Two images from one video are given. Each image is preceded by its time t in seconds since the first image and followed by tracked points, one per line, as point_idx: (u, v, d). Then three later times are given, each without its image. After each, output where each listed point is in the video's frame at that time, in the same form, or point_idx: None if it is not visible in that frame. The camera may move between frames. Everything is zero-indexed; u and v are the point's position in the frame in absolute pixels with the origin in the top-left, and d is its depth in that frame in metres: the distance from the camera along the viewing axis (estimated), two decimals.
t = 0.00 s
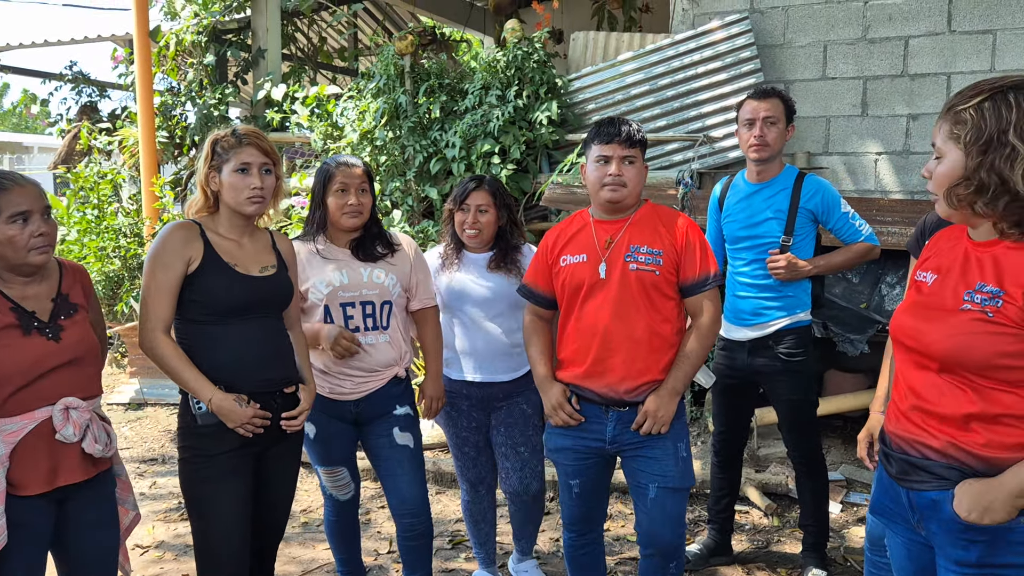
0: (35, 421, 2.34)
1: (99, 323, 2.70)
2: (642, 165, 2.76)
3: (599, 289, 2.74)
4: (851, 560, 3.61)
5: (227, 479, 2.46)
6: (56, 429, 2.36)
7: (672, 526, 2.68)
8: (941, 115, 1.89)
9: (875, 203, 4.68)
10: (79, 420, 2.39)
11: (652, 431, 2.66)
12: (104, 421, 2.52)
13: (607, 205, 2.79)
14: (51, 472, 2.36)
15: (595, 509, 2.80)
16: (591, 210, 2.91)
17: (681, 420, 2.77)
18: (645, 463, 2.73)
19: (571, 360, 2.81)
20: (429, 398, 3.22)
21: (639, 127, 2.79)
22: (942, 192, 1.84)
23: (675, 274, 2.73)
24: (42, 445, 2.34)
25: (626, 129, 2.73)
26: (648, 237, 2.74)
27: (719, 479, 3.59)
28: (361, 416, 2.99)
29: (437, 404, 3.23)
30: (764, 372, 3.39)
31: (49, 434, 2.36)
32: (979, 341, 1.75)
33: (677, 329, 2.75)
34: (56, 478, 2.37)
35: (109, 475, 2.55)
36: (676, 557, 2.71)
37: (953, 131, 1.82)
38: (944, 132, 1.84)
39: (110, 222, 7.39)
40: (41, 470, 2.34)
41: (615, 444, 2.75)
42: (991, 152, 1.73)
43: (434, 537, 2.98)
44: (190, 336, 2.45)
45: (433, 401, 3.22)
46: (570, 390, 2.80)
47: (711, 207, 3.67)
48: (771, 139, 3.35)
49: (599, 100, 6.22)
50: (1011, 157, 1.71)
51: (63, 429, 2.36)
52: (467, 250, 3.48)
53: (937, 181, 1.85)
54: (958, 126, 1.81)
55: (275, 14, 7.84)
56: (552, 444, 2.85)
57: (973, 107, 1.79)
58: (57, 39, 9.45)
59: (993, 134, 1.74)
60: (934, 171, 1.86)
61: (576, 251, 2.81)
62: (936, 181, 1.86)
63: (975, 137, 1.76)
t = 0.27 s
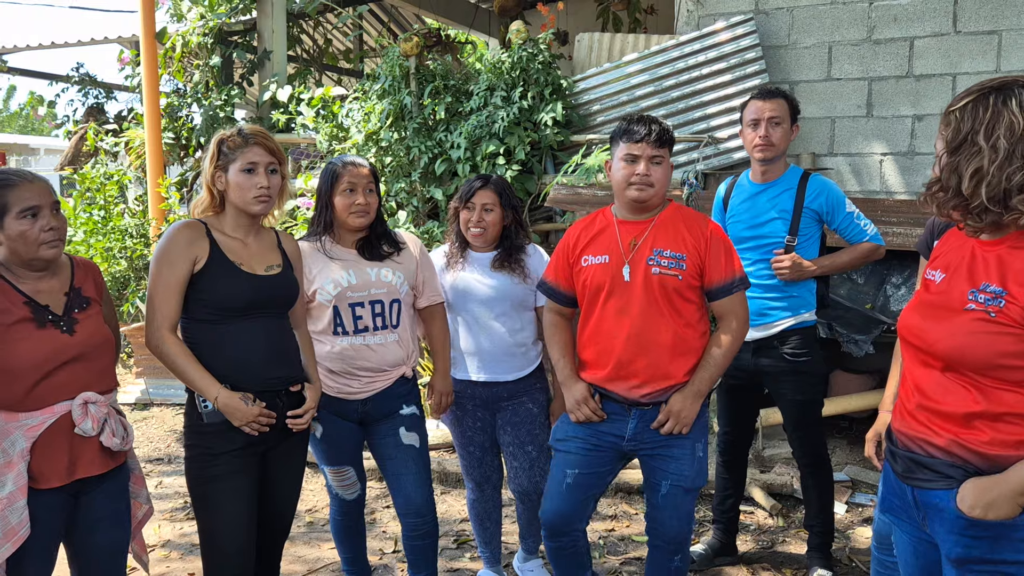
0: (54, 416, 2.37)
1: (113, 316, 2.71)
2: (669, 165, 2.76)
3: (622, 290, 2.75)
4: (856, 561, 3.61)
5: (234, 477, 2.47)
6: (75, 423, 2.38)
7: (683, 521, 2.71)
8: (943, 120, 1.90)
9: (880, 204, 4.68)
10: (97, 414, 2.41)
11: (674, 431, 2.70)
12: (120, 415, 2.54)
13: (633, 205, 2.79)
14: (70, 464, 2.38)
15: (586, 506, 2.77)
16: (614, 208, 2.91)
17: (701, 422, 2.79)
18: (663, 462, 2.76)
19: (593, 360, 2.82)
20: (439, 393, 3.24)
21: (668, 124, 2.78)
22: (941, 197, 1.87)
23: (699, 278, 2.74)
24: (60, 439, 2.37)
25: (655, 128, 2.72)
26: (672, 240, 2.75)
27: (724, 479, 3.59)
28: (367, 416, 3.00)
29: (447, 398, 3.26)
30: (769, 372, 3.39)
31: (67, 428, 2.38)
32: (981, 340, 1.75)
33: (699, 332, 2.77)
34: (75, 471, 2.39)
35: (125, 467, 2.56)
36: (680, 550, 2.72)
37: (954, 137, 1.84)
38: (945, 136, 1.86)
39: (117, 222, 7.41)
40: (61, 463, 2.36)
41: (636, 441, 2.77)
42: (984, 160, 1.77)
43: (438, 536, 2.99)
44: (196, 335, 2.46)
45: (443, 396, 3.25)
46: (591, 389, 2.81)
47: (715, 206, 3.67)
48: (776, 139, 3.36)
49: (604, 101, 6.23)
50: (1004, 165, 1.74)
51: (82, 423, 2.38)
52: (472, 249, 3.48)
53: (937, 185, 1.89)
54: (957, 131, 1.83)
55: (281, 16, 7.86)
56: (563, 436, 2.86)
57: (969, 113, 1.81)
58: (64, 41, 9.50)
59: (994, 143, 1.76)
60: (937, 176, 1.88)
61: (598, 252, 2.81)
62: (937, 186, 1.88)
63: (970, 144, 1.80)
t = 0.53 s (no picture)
0: (76, 413, 2.37)
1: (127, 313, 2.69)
2: (681, 158, 2.76)
3: (635, 284, 2.74)
4: (861, 562, 3.60)
5: (239, 477, 2.47)
6: (96, 420, 2.39)
7: (685, 511, 2.77)
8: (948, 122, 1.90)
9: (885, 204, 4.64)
10: (118, 410, 2.42)
11: (685, 428, 2.70)
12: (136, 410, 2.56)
13: (645, 199, 2.81)
14: (91, 460, 2.39)
15: (598, 510, 2.76)
16: (627, 202, 2.91)
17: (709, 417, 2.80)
18: (668, 458, 2.77)
19: (603, 353, 2.82)
20: (449, 395, 3.26)
21: (682, 118, 2.78)
22: (948, 198, 1.87)
23: (711, 275, 2.75)
24: (82, 435, 2.37)
25: (665, 120, 2.72)
26: (686, 236, 2.75)
27: (729, 480, 3.59)
28: (372, 416, 3.01)
29: (458, 400, 3.27)
30: (774, 372, 3.39)
31: (88, 424, 2.39)
32: (985, 342, 1.75)
33: (710, 329, 2.77)
34: (96, 467, 2.40)
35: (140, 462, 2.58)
36: (680, 536, 2.81)
37: (960, 137, 1.83)
38: (952, 136, 1.86)
39: (123, 223, 7.43)
40: (82, 460, 2.37)
41: (645, 436, 2.77)
42: (991, 160, 1.76)
43: (443, 536, 3.00)
44: (202, 335, 2.46)
45: (453, 398, 3.26)
46: (601, 383, 2.81)
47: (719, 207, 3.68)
48: (781, 140, 3.35)
49: (608, 101, 6.23)
50: (1012, 165, 1.74)
51: (103, 420, 2.39)
52: (476, 250, 3.48)
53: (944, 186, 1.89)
54: (962, 132, 1.83)
55: (286, 17, 7.88)
56: (575, 433, 2.86)
57: (974, 114, 1.81)
58: (70, 43, 9.54)
59: (1001, 142, 1.75)
60: (945, 176, 1.88)
61: (611, 244, 2.81)
62: (945, 187, 1.88)
63: (976, 144, 1.79)
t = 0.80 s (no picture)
0: (85, 412, 2.38)
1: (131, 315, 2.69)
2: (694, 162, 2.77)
3: (641, 285, 2.74)
4: (864, 563, 3.59)
5: (242, 478, 2.47)
6: (105, 418, 2.41)
7: (688, 511, 2.77)
8: (956, 125, 1.89)
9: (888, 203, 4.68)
10: (125, 408, 2.44)
11: (689, 430, 2.70)
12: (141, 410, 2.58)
13: (657, 202, 2.80)
14: (100, 459, 2.41)
15: (603, 513, 2.77)
16: (634, 203, 2.90)
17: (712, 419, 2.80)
18: (670, 460, 2.77)
19: (608, 356, 2.81)
20: (446, 397, 3.26)
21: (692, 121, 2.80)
22: (959, 202, 1.86)
23: (717, 278, 2.75)
24: (91, 434, 2.38)
25: (679, 124, 2.72)
26: (693, 239, 2.75)
27: (732, 481, 3.58)
28: (374, 417, 3.01)
29: (453, 402, 3.27)
30: (777, 373, 3.38)
31: (96, 423, 2.40)
32: (991, 347, 1.74)
33: (715, 332, 2.77)
34: (105, 464, 2.42)
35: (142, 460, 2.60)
36: (682, 534, 2.80)
37: (969, 140, 1.83)
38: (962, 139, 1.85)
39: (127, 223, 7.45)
40: (91, 459, 2.39)
41: (649, 439, 2.76)
42: (1003, 163, 1.75)
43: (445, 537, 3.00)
44: (205, 336, 2.47)
45: (450, 400, 3.27)
46: (605, 386, 2.81)
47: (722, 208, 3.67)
48: (785, 141, 3.35)
49: (612, 102, 6.23)
50: None
51: (111, 417, 2.41)
52: (481, 251, 3.47)
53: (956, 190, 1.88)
54: (972, 136, 1.82)
55: (290, 18, 7.89)
56: (578, 437, 2.85)
57: (984, 116, 1.80)
58: (75, 43, 9.56)
59: (1014, 145, 1.75)
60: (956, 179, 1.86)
61: (618, 245, 2.80)
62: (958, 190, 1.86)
63: (986, 147, 1.79)
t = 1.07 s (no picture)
0: (78, 421, 2.34)
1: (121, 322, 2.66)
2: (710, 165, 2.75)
3: (647, 288, 2.69)
4: (871, 569, 3.54)
5: (237, 484, 2.43)
6: (97, 427, 2.37)
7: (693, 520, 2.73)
8: (971, 124, 1.83)
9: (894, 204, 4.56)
10: (119, 418, 2.41)
11: (693, 438, 2.65)
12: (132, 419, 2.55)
13: (670, 205, 2.74)
14: (92, 469, 2.37)
15: (608, 523, 2.73)
16: (642, 205, 2.85)
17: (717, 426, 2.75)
18: (674, 466, 2.72)
19: (612, 360, 2.77)
20: (444, 400, 3.21)
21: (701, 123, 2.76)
22: (972, 206, 1.82)
23: (725, 282, 2.70)
24: (83, 443, 2.34)
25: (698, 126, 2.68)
26: (701, 242, 2.70)
27: (736, 486, 3.53)
28: (373, 421, 2.97)
29: (452, 405, 3.22)
30: (782, 377, 3.33)
31: (88, 432, 2.36)
32: (1008, 357, 1.70)
33: (722, 337, 2.72)
34: (97, 474, 2.39)
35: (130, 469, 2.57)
36: (686, 544, 2.76)
37: (985, 140, 1.77)
38: (977, 140, 1.79)
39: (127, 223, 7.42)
40: (83, 468, 2.35)
41: (653, 446, 2.72)
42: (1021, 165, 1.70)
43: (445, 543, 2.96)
44: (199, 340, 2.43)
45: (449, 403, 3.21)
46: (609, 391, 2.76)
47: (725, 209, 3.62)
48: (790, 141, 3.30)
49: (615, 101, 6.18)
50: None
51: (104, 427, 2.37)
52: (483, 253, 3.41)
53: (969, 192, 1.83)
54: (989, 135, 1.77)
55: (291, 17, 7.85)
56: (581, 444, 2.80)
57: (1000, 117, 1.75)
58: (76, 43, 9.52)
59: None
60: (972, 181, 1.81)
61: (624, 247, 2.76)
62: (973, 192, 1.81)
63: (1002, 149, 1.74)
